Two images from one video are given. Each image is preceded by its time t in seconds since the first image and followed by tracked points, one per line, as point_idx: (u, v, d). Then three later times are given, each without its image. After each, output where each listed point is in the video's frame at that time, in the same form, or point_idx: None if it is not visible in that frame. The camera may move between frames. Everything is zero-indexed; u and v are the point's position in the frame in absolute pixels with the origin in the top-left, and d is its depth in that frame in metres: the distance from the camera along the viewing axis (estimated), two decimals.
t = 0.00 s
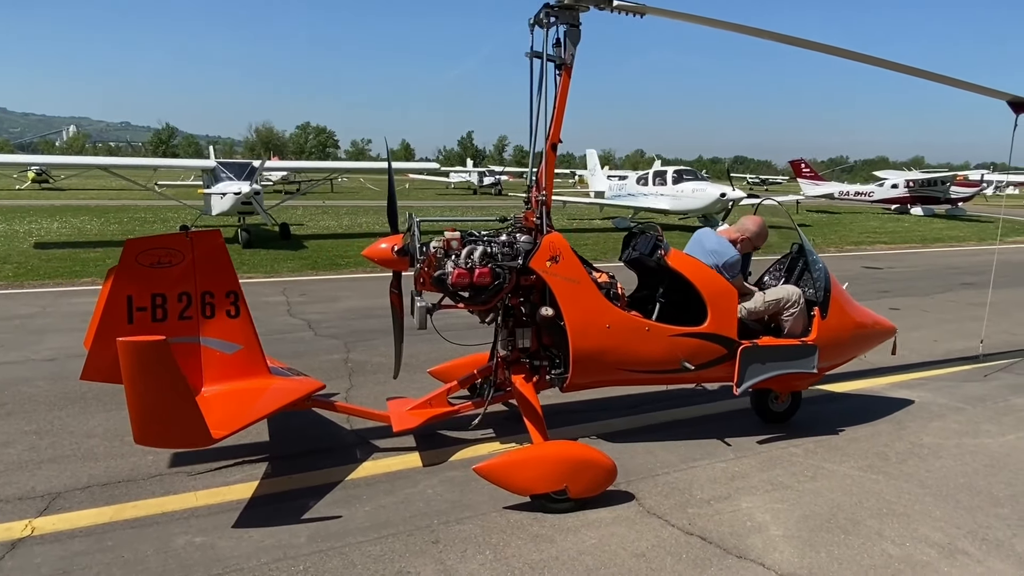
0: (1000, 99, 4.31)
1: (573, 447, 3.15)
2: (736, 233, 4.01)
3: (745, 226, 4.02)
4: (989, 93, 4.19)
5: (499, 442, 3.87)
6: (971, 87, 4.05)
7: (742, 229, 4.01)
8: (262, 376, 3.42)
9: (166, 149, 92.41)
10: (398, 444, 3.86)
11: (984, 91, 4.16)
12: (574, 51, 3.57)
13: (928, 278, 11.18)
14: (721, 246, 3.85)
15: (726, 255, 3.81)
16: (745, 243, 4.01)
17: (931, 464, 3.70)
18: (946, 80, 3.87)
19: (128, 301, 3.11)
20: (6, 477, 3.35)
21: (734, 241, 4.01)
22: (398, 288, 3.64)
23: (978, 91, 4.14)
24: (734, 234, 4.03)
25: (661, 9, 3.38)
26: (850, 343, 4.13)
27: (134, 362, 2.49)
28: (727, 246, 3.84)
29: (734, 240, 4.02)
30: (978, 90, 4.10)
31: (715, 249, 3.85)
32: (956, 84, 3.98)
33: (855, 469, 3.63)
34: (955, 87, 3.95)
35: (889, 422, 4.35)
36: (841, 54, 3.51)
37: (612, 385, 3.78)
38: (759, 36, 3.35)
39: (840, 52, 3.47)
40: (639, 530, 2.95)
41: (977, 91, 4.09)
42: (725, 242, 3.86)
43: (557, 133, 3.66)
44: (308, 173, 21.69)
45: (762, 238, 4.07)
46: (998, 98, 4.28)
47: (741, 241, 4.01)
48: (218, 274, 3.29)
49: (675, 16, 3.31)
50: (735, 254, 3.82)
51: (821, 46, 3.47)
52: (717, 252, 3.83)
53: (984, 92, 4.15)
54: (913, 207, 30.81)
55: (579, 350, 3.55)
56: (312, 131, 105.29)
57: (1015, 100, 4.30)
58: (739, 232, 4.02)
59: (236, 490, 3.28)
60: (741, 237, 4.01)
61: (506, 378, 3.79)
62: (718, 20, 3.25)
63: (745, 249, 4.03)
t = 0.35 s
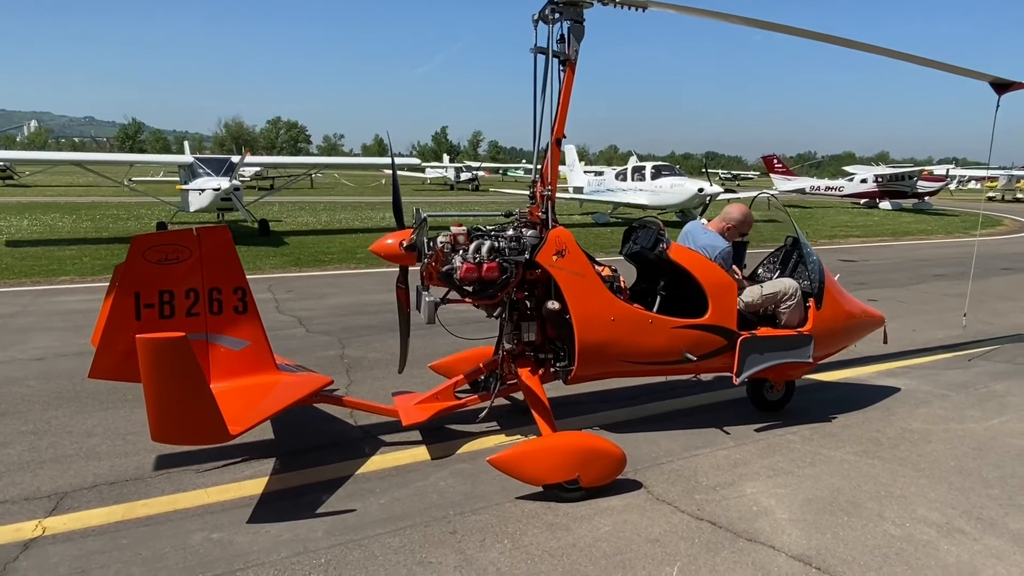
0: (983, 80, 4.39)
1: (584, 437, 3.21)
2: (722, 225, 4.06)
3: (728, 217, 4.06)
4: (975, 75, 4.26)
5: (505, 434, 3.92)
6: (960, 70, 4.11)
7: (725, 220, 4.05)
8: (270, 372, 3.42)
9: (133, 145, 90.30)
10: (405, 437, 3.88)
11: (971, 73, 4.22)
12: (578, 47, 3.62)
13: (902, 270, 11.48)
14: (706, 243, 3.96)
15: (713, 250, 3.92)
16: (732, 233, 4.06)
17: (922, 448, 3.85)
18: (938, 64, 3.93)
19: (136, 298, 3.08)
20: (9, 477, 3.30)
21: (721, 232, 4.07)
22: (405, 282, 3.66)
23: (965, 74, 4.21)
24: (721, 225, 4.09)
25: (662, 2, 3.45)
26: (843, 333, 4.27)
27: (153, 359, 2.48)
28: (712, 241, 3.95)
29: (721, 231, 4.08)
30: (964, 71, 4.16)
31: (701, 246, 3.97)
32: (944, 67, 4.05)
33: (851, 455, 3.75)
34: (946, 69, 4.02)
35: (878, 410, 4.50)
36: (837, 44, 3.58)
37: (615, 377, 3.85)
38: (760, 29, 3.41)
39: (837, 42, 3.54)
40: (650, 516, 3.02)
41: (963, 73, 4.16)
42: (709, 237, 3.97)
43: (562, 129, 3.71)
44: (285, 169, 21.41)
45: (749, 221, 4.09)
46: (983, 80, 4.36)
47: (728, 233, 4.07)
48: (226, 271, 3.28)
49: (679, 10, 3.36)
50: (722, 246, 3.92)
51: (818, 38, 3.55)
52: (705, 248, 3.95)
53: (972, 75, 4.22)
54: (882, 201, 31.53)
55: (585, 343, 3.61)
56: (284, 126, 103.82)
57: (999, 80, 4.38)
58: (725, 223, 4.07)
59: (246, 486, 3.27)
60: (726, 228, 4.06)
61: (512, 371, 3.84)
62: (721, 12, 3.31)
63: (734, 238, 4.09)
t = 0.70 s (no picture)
0: (967, 66, 4.43)
1: (590, 433, 3.25)
2: (719, 210, 4.18)
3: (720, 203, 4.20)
4: (960, 62, 4.27)
5: (506, 431, 3.95)
6: (944, 58, 4.13)
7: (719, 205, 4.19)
8: (274, 372, 3.40)
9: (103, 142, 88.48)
10: (407, 436, 3.89)
11: (956, 59, 4.24)
12: (579, 47, 3.64)
13: (879, 266, 11.72)
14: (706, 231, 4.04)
15: (716, 235, 4.00)
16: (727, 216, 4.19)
17: (913, 439, 3.95)
18: (926, 52, 3.95)
19: (139, 299, 3.04)
20: (7, 482, 3.24)
21: (721, 218, 4.19)
22: (408, 281, 3.66)
23: (951, 60, 4.23)
24: (717, 212, 4.20)
25: None
26: (835, 326, 4.36)
27: (163, 360, 2.46)
28: (711, 229, 4.04)
29: (721, 216, 4.19)
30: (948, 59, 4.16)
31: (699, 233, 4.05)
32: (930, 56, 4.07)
33: (846, 446, 3.84)
34: (934, 60, 4.05)
35: (869, 402, 4.61)
36: (834, 39, 3.62)
37: (616, 373, 3.89)
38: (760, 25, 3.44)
39: (834, 35, 3.58)
40: (658, 510, 3.07)
41: (950, 61, 4.17)
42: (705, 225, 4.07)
43: (562, 128, 3.73)
44: (264, 167, 21.15)
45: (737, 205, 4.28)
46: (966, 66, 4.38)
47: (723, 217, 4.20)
48: (229, 270, 3.25)
49: (679, 7, 3.38)
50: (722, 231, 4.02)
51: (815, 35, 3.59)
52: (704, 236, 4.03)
53: (958, 62, 4.23)
54: (856, 198, 32.11)
55: (587, 340, 3.65)
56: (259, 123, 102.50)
57: (981, 66, 4.42)
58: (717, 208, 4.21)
59: (252, 487, 3.26)
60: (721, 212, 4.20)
61: (513, 369, 3.86)
62: (721, 9, 3.33)
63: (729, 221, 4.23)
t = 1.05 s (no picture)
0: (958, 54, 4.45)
1: (592, 434, 3.22)
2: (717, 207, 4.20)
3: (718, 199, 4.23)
4: (950, 50, 4.29)
5: (504, 433, 3.91)
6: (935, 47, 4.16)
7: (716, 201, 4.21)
8: (268, 376, 3.33)
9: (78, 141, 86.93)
10: (403, 439, 3.83)
11: (947, 48, 4.27)
12: (576, 45, 3.61)
13: (862, 264, 11.88)
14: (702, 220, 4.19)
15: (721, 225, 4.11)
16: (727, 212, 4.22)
17: (908, 436, 3.98)
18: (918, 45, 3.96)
19: (128, 302, 2.96)
20: None
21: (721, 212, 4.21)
22: (403, 282, 3.61)
23: (941, 48, 4.24)
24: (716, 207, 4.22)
25: None
26: (829, 325, 4.38)
27: (158, 363, 2.39)
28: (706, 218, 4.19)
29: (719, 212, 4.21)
30: (940, 47, 4.19)
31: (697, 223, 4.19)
32: (921, 43, 4.08)
33: (843, 445, 3.86)
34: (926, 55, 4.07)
35: (861, 400, 4.63)
36: (831, 31, 3.62)
37: (614, 373, 3.87)
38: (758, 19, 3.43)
39: (832, 27, 3.58)
40: (660, 511, 3.05)
41: (942, 49, 4.20)
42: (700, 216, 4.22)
43: (560, 126, 3.70)
44: (245, 167, 20.85)
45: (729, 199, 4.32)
46: (957, 55, 4.40)
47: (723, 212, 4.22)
48: (222, 272, 3.17)
49: (678, 1, 3.36)
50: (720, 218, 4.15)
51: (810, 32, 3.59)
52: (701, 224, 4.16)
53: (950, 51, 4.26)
54: (835, 197, 32.54)
55: (586, 340, 3.62)
56: (238, 122, 101.30)
57: (971, 54, 4.45)
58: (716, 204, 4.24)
59: (247, 493, 3.18)
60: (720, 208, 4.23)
61: (511, 370, 3.82)
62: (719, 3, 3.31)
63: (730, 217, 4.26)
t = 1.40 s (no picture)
0: (950, 48, 4.28)
1: (594, 441, 3.17)
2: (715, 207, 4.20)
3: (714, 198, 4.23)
4: (944, 45, 4.12)
5: (503, 440, 3.85)
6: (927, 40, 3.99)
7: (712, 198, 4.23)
8: (262, 384, 3.25)
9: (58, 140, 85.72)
10: (401, 447, 3.76)
11: (940, 43, 4.09)
12: (576, 47, 3.57)
13: (849, 264, 11.95)
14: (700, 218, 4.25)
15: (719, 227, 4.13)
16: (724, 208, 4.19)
17: (906, 440, 3.98)
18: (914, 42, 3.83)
19: (119, 309, 2.87)
20: None
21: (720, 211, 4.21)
22: (401, 286, 3.53)
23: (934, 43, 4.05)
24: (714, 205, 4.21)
25: None
26: (825, 328, 4.37)
27: (151, 373, 2.32)
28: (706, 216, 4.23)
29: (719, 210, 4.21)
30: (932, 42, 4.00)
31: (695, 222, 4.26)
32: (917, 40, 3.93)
33: (843, 449, 3.84)
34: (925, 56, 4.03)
35: (858, 403, 4.63)
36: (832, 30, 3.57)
37: (613, 378, 3.83)
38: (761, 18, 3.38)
39: (837, 25, 3.53)
40: (664, 519, 3.01)
41: (936, 45, 4.04)
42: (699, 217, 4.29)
43: (560, 129, 3.65)
44: (229, 167, 20.60)
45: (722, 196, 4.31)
46: (949, 48, 4.21)
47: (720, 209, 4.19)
48: (216, 278, 3.09)
49: (679, 0, 3.31)
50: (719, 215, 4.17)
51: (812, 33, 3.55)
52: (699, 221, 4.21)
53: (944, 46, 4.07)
54: (819, 198, 32.80)
55: (586, 345, 3.57)
56: (221, 122, 100.30)
57: (964, 48, 4.29)
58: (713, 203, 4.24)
59: (242, 505, 3.10)
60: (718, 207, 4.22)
61: (509, 375, 3.77)
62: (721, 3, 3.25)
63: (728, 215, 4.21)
